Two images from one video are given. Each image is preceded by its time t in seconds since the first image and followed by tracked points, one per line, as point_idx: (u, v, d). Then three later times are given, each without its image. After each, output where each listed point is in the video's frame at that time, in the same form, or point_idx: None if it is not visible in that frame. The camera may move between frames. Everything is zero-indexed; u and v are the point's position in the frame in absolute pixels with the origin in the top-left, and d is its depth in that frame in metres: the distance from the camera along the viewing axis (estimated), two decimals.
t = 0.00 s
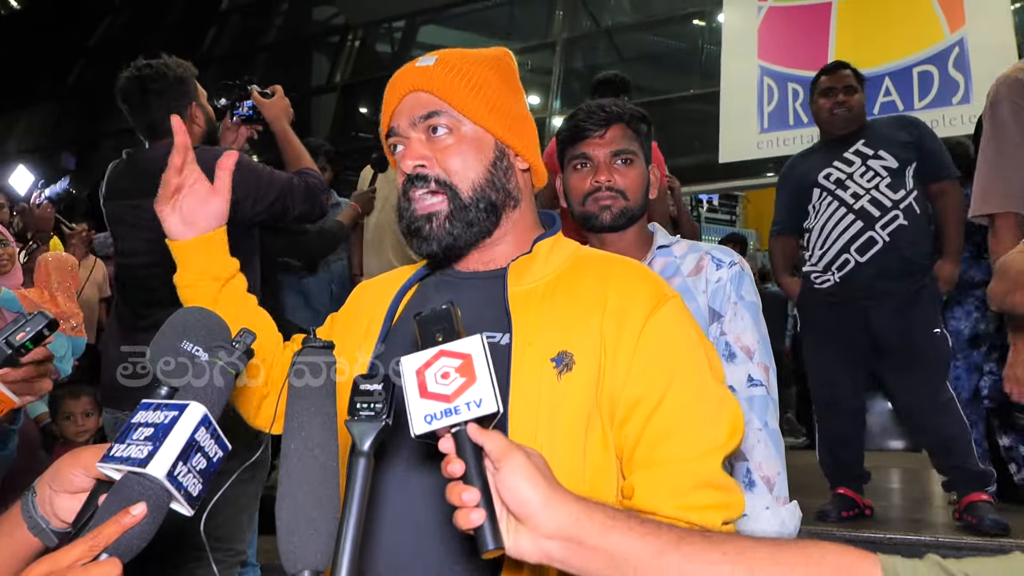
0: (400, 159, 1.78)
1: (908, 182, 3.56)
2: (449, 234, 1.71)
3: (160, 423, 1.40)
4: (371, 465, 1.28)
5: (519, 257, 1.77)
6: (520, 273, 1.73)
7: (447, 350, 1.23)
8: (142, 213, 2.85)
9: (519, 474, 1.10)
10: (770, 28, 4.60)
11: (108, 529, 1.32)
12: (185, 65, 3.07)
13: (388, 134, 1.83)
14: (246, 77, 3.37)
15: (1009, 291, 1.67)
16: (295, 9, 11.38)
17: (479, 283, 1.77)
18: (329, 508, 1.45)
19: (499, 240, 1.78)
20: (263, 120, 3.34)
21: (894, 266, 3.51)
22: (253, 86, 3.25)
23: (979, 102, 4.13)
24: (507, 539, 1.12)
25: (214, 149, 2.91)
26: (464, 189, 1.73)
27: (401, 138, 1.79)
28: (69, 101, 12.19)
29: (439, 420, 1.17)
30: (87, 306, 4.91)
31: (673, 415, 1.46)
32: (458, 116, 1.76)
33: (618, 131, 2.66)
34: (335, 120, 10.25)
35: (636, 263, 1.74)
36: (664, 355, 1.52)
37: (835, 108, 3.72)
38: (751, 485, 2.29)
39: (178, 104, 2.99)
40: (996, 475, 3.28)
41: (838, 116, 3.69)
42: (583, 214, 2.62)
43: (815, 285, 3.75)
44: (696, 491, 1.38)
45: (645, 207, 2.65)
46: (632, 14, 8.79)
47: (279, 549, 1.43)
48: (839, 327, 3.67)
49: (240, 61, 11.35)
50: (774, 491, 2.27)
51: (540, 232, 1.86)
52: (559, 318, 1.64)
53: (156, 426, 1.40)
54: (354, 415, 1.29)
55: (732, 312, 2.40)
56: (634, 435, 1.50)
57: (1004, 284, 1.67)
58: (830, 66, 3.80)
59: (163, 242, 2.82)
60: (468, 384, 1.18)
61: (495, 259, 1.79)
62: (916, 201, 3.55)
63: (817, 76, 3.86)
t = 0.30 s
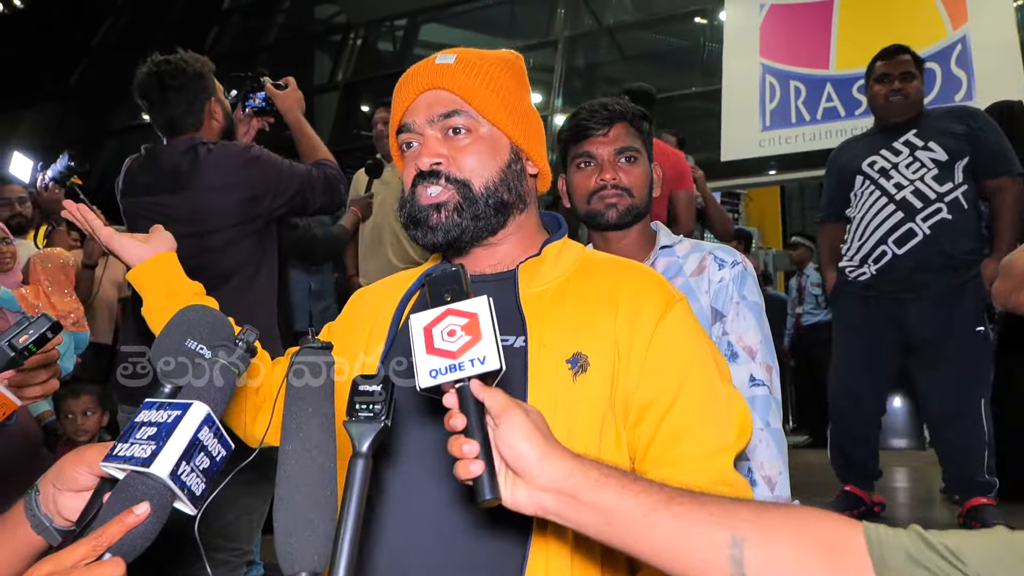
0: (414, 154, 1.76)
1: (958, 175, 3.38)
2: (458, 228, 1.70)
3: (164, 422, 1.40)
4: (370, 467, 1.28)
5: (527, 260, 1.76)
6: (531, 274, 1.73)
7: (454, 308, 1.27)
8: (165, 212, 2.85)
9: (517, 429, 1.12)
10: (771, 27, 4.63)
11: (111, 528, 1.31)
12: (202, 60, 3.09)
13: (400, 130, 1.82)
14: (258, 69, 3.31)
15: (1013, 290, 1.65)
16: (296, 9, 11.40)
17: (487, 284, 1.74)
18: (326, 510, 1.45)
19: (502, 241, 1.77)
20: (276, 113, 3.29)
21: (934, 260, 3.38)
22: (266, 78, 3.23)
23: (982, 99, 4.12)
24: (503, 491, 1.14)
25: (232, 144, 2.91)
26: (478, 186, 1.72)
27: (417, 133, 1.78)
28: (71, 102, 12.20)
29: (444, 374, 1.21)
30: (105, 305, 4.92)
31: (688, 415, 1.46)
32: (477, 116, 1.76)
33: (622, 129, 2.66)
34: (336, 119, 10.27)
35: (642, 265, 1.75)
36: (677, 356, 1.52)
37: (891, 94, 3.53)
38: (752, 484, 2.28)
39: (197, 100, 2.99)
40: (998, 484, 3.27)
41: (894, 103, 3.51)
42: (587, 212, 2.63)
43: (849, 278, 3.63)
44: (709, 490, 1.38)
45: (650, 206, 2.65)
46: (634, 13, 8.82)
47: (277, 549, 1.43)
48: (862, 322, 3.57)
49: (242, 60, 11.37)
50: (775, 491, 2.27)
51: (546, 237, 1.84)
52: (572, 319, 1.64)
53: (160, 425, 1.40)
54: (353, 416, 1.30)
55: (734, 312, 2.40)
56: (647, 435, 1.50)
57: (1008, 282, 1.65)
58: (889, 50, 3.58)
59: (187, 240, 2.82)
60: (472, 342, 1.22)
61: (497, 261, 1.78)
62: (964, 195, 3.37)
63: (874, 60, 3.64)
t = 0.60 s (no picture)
0: (415, 157, 1.75)
1: (985, 180, 3.39)
2: (454, 235, 1.69)
3: (169, 426, 1.40)
4: (368, 469, 1.27)
5: (526, 262, 1.75)
6: (530, 276, 1.72)
7: (449, 299, 1.27)
8: (181, 213, 2.86)
9: (507, 416, 1.12)
10: (773, 29, 4.61)
11: (116, 532, 1.32)
12: (217, 61, 3.08)
13: (402, 132, 1.81)
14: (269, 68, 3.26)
15: (1016, 295, 1.65)
16: (299, 11, 11.43)
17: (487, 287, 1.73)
18: (324, 515, 1.44)
19: (499, 246, 1.76)
20: (286, 113, 3.25)
21: (963, 267, 3.36)
22: (277, 78, 3.18)
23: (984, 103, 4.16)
24: (493, 478, 1.14)
25: (249, 146, 2.91)
26: (478, 194, 1.72)
27: (419, 136, 1.77)
28: (73, 103, 12.17)
29: (437, 363, 1.22)
30: (124, 303, 4.89)
31: (690, 412, 1.46)
32: (478, 122, 1.76)
33: (621, 132, 2.66)
34: (338, 121, 10.29)
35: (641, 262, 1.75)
36: (677, 354, 1.52)
37: (916, 96, 3.45)
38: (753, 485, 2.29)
39: (213, 102, 3.01)
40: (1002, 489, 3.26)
41: (920, 105, 3.45)
42: (586, 217, 2.64)
43: (870, 278, 3.57)
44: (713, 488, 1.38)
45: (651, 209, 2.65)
46: (636, 16, 8.84)
47: (276, 553, 1.43)
48: (866, 324, 3.56)
49: (244, 62, 11.38)
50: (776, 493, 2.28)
51: (544, 239, 1.83)
52: (573, 317, 1.64)
53: (165, 429, 1.40)
54: (350, 419, 1.30)
55: (735, 314, 2.41)
56: (649, 433, 1.50)
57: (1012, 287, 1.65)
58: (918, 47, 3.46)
59: (206, 241, 2.81)
60: (465, 332, 1.22)
61: (495, 268, 1.77)
62: (992, 200, 3.38)
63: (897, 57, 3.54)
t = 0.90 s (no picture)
0: (393, 165, 1.74)
1: (973, 172, 3.41)
2: (439, 240, 1.68)
3: (173, 428, 1.40)
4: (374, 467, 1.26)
5: (513, 262, 1.75)
6: (517, 274, 1.72)
7: (435, 310, 1.27)
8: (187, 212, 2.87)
9: (492, 425, 1.07)
10: (774, 29, 4.60)
11: (119, 534, 1.32)
12: (224, 57, 3.06)
13: (380, 141, 1.81)
14: (273, 63, 3.32)
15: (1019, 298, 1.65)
16: (300, 9, 11.44)
17: (473, 291, 1.74)
18: (329, 513, 1.44)
19: (484, 248, 1.75)
20: (290, 109, 3.30)
21: (961, 259, 3.37)
22: (282, 76, 3.21)
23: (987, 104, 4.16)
24: (478, 489, 1.09)
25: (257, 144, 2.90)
26: (459, 197, 1.71)
27: (397, 144, 1.76)
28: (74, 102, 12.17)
29: (423, 373, 1.21)
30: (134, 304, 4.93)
31: (676, 406, 1.45)
32: (455, 125, 1.76)
33: (615, 135, 2.67)
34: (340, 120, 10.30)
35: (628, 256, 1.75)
36: (663, 348, 1.51)
37: (893, 106, 3.44)
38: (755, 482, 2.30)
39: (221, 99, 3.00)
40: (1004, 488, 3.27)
41: (898, 115, 3.43)
42: (584, 220, 2.64)
43: (869, 279, 3.55)
44: (701, 481, 1.38)
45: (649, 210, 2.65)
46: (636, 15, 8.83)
47: (279, 551, 1.43)
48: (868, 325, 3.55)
49: (246, 60, 11.39)
50: (777, 489, 2.29)
51: (532, 238, 1.83)
52: (558, 314, 1.64)
53: (169, 431, 1.40)
54: (357, 415, 1.28)
55: (735, 312, 2.40)
56: (637, 428, 1.50)
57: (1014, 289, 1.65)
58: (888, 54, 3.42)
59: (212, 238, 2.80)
60: (451, 342, 1.22)
61: (483, 269, 1.77)
62: (982, 192, 3.40)
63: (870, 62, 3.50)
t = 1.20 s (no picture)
0: (388, 149, 1.75)
1: (954, 170, 3.41)
2: (431, 225, 1.68)
3: (177, 431, 1.40)
4: (374, 481, 1.25)
5: (491, 269, 1.75)
6: (493, 282, 1.72)
7: (431, 309, 1.27)
8: (188, 212, 2.87)
9: (489, 426, 1.09)
10: (772, 32, 4.66)
11: (122, 539, 1.34)
12: (227, 60, 3.08)
13: (375, 127, 1.82)
14: (274, 66, 3.29)
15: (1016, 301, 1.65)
16: (300, 13, 11.46)
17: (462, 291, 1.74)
18: (328, 526, 1.41)
19: (472, 245, 1.75)
20: (292, 112, 3.29)
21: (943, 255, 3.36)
22: (283, 78, 3.21)
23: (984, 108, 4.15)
24: (475, 491, 1.11)
25: (260, 148, 2.92)
26: (453, 185, 1.71)
27: (392, 129, 1.78)
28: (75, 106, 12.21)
29: (420, 373, 1.22)
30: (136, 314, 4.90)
31: (658, 409, 1.46)
32: (451, 114, 1.78)
33: (612, 140, 2.67)
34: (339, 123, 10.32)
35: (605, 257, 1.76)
36: (640, 351, 1.52)
37: (872, 110, 3.46)
38: (755, 482, 2.29)
39: (223, 103, 3.01)
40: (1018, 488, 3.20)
41: (878, 118, 3.45)
42: (581, 224, 2.64)
43: (855, 279, 3.56)
44: (686, 483, 1.39)
45: (644, 214, 2.66)
46: (636, 19, 8.85)
47: (279, 560, 1.41)
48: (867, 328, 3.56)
49: (246, 64, 11.41)
50: (778, 488, 2.28)
51: (510, 240, 1.83)
52: (534, 321, 1.64)
53: (173, 434, 1.40)
54: (358, 429, 1.27)
55: (733, 313, 2.41)
56: (619, 433, 1.51)
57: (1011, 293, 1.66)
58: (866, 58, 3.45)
59: (213, 242, 2.83)
60: (448, 342, 1.23)
61: (467, 270, 1.76)
62: (964, 189, 3.39)
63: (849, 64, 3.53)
